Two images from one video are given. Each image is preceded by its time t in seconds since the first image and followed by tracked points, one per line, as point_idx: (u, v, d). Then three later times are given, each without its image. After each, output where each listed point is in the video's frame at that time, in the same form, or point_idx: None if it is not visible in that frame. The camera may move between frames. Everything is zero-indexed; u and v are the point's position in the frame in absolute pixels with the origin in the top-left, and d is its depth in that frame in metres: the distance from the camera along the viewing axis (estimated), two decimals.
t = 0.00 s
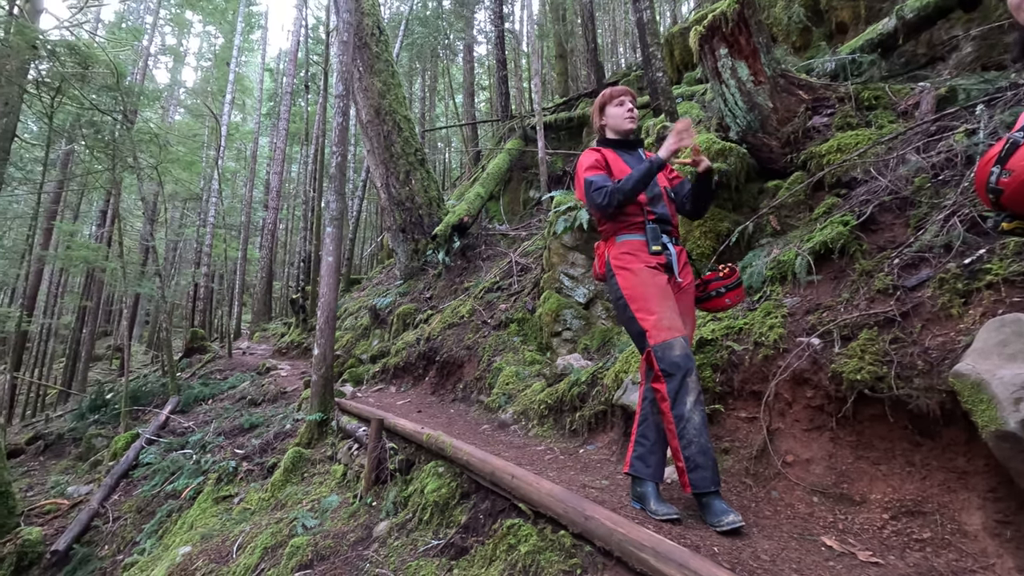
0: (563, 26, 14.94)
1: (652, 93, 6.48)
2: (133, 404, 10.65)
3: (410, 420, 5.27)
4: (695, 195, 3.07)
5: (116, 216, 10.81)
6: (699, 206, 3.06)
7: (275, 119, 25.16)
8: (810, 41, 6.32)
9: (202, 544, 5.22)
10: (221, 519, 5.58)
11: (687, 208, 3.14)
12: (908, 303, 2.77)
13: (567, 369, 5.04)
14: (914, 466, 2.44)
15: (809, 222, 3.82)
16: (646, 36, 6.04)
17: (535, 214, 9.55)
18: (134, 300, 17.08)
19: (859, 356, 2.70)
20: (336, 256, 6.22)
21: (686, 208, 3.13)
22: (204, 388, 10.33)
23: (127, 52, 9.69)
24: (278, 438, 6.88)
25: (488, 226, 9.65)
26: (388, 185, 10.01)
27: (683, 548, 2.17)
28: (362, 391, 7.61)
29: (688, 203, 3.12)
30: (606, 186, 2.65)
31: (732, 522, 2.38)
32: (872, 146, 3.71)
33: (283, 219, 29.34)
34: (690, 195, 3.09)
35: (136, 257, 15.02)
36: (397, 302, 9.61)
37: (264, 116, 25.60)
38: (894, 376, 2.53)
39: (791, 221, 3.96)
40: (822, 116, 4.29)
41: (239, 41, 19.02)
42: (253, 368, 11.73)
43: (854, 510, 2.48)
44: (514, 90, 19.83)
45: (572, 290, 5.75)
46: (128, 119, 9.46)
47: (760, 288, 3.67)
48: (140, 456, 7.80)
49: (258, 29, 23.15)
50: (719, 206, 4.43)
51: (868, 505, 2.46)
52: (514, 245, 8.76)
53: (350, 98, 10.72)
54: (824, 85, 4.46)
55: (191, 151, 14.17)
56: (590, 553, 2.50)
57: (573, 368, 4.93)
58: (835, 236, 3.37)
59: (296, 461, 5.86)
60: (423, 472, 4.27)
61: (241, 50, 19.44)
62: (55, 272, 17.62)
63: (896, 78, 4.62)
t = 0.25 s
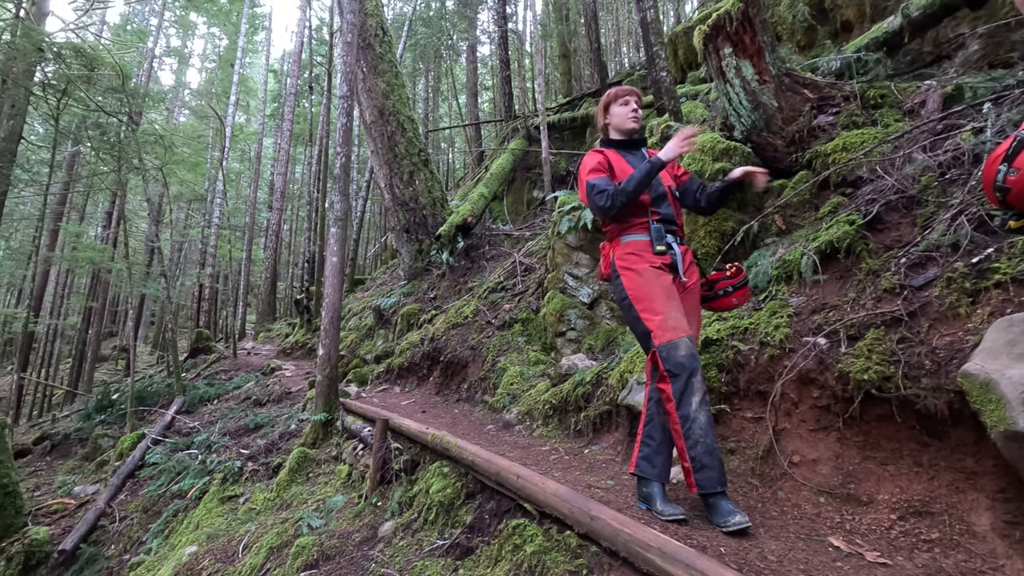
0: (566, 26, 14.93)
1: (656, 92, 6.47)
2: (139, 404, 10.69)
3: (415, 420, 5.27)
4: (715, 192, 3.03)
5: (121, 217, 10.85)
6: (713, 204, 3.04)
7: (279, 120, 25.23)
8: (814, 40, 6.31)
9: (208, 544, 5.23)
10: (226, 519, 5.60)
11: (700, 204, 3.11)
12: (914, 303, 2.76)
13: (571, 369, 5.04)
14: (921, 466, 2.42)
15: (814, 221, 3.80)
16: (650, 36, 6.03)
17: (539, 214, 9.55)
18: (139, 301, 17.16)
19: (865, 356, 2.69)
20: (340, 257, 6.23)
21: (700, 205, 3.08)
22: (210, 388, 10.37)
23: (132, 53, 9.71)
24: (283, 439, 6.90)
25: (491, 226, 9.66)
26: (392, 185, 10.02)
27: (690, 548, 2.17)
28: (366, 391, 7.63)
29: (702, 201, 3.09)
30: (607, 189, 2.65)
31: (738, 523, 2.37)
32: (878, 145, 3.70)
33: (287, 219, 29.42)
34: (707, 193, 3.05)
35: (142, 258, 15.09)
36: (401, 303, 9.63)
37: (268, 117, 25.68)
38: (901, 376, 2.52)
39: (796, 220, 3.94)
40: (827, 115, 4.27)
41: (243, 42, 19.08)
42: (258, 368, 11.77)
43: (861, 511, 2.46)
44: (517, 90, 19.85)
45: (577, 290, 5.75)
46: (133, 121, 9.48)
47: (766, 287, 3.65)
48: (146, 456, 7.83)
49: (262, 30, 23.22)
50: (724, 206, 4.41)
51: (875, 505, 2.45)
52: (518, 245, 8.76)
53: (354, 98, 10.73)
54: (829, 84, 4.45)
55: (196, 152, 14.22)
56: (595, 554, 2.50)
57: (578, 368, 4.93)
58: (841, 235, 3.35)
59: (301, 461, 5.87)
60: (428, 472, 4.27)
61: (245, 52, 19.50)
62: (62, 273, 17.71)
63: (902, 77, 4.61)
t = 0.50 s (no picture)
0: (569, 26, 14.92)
1: (659, 92, 6.47)
2: (143, 405, 10.73)
3: (418, 421, 5.27)
4: (709, 196, 2.99)
5: (126, 218, 10.89)
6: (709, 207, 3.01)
7: (282, 121, 25.30)
8: (817, 39, 6.29)
9: (212, 544, 5.25)
10: (231, 519, 5.61)
11: (698, 208, 3.07)
12: (919, 303, 2.75)
13: (574, 369, 5.03)
14: (927, 466, 2.41)
15: (818, 220, 3.79)
16: (652, 35, 6.02)
17: (542, 214, 9.55)
18: (143, 302, 17.22)
19: (870, 355, 2.68)
20: (343, 257, 6.24)
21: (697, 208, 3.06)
22: (214, 388, 10.40)
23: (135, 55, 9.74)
24: (287, 439, 6.91)
25: (494, 226, 9.66)
26: (395, 186, 10.03)
27: (694, 549, 2.16)
28: (370, 392, 7.63)
29: (700, 204, 3.06)
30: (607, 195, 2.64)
31: (743, 523, 2.36)
32: (882, 143, 3.69)
33: (290, 220, 29.51)
34: (703, 196, 3.02)
35: (146, 259, 15.14)
36: (404, 303, 9.65)
37: (272, 118, 25.73)
38: (906, 376, 2.51)
39: (800, 220, 3.93)
40: (831, 114, 4.26)
41: (246, 43, 19.12)
42: (261, 369, 11.80)
43: (867, 512, 2.46)
44: (520, 91, 19.85)
45: (580, 290, 5.74)
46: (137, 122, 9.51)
47: (770, 287, 3.64)
48: (150, 456, 7.86)
49: (265, 32, 23.28)
50: (728, 205, 4.40)
51: (880, 505, 2.44)
52: (521, 245, 8.76)
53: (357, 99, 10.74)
54: (832, 83, 4.44)
55: (199, 153, 14.23)
56: (599, 554, 2.49)
57: (581, 368, 4.93)
58: (845, 235, 3.34)
59: (305, 461, 5.88)
60: (432, 473, 4.28)
61: (248, 53, 19.54)
62: (66, 274, 17.78)
63: (906, 75, 4.59)
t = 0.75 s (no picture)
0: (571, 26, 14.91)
1: (661, 92, 6.46)
2: (146, 405, 10.75)
3: (420, 421, 5.28)
4: (714, 195, 2.98)
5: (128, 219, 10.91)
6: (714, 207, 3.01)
7: (285, 123, 25.34)
8: (820, 38, 6.28)
9: (215, 544, 5.26)
10: (233, 519, 5.62)
11: (703, 208, 3.07)
12: (922, 303, 2.74)
13: (576, 369, 5.04)
14: (930, 467, 2.41)
15: (821, 221, 3.79)
16: (654, 36, 6.02)
17: (544, 214, 9.55)
18: (146, 303, 17.27)
19: (873, 356, 2.68)
20: (345, 258, 6.25)
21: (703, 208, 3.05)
22: (216, 389, 10.42)
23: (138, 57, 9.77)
24: (289, 440, 6.92)
25: (496, 227, 9.67)
26: (397, 187, 10.04)
27: (696, 550, 2.16)
28: (372, 392, 7.64)
29: (703, 204, 3.06)
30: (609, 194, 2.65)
31: (745, 524, 2.36)
32: (884, 143, 3.68)
33: (293, 221, 29.56)
34: (707, 196, 3.02)
35: (149, 260, 15.18)
36: (406, 304, 9.66)
37: (274, 119, 25.78)
38: (909, 376, 2.50)
39: (802, 220, 3.93)
40: (834, 114, 4.25)
41: (249, 45, 19.15)
42: (264, 369, 11.82)
43: (869, 513, 2.45)
44: (522, 91, 19.85)
45: (582, 291, 5.74)
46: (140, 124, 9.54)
47: (772, 287, 3.64)
48: (153, 457, 7.88)
49: (268, 33, 23.33)
50: (730, 206, 4.40)
51: (883, 506, 2.44)
52: (523, 246, 8.76)
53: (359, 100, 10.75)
54: (835, 83, 4.43)
55: (202, 154, 14.23)
56: (601, 555, 2.49)
57: (583, 368, 4.93)
58: (847, 235, 3.34)
59: (307, 461, 5.88)
60: (434, 473, 4.28)
61: (250, 54, 19.57)
62: (70, 275, 17.81)
63: (908, 75, 4.58)
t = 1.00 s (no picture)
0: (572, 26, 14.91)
1: (662, 92, 6.46)
2: (148, 406, 10.77)
3: (422, 422, 5.28)
4: (716, 195, 3.00)
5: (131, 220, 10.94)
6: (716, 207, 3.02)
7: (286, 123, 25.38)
8: (822, 38, 6.27)
9: (217, 544, 5.26)
10: (235, 520, 5.63)
11: (704, 208, 3.07)
12: (925, 303, 2.73)
13: (578, 370, 5.04)
14: (933, 468, 2.40)
15: (823, 221, 3.78)
16: (656, 36, 6.02)
17: (545, 214, 9.55)
18: (148, 303, 17.30)
19: (875, 356, 2.67)
20: (347, 258, 6.26)
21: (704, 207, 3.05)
22: (218, 389, 10.43)
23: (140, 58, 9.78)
24: (291, 440, 6.92)
25: (497, 228, 9.67)
26: (399, 187, 10.05)
27: (698, 550, 2.16)
28: (374, 393, 7.64)
29: (705, 204, 3.06)
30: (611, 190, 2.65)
31: (747, 524, 2.36)
32: (886, 143, 3.68)
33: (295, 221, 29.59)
34: (709, 196, 3.02)
35: (151, 260, 15.21)
36: (408, 304, 9.67)
37: (275, 120, 25.81)
38: (911, 376, 2.50)
39: (804, 220, 3.92)
40: (835, 114, 4.24)
41: (251, 46, 19.17)
42: (266, 370, 11.83)
43: (871, 513, 2.45)
44: (524, 91, 19.84)
45: (583, 291, 5.73)
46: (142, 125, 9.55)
47: (774, 288, 3.63)
48: (155, 457, 7.89)
49: (270, 34, 23.36)
50: (732, 206, 4.39)
51: (886, 507, 2.43)
52: (525, 246, 8.75)
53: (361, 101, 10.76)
54: (837, 83, 4.42)
55: (204, 154, 14.21)
56: (603, 555, 2.49)
57: (585, 369, 4.93)
58: (849, 235, 3.33)
59: (309, 462, 5.88)
60: (436, 474, 4.28)
61: (252, 55, 19.58)
62: (72, 276, 17.84)
63: (911, 75, 4.56)
